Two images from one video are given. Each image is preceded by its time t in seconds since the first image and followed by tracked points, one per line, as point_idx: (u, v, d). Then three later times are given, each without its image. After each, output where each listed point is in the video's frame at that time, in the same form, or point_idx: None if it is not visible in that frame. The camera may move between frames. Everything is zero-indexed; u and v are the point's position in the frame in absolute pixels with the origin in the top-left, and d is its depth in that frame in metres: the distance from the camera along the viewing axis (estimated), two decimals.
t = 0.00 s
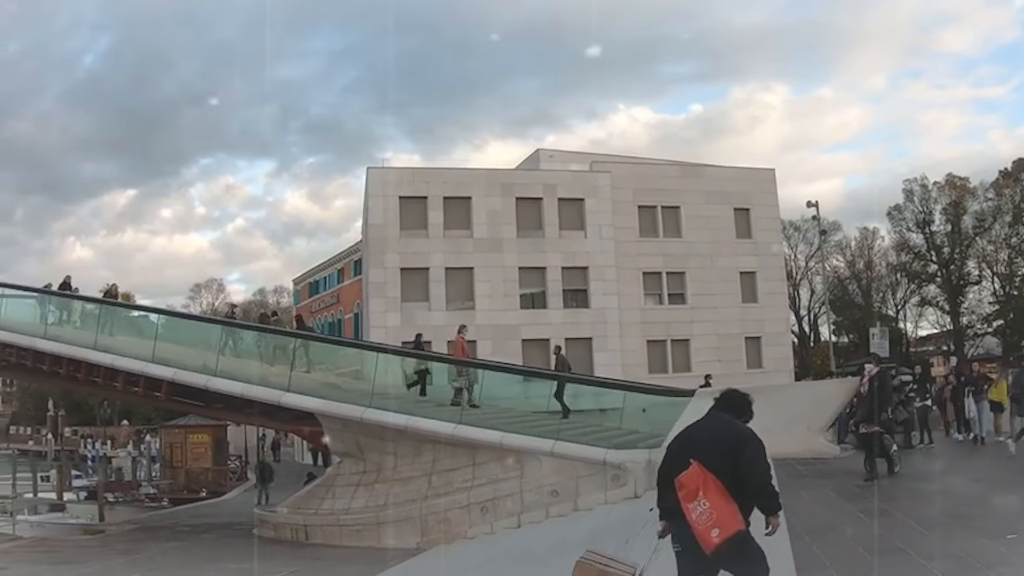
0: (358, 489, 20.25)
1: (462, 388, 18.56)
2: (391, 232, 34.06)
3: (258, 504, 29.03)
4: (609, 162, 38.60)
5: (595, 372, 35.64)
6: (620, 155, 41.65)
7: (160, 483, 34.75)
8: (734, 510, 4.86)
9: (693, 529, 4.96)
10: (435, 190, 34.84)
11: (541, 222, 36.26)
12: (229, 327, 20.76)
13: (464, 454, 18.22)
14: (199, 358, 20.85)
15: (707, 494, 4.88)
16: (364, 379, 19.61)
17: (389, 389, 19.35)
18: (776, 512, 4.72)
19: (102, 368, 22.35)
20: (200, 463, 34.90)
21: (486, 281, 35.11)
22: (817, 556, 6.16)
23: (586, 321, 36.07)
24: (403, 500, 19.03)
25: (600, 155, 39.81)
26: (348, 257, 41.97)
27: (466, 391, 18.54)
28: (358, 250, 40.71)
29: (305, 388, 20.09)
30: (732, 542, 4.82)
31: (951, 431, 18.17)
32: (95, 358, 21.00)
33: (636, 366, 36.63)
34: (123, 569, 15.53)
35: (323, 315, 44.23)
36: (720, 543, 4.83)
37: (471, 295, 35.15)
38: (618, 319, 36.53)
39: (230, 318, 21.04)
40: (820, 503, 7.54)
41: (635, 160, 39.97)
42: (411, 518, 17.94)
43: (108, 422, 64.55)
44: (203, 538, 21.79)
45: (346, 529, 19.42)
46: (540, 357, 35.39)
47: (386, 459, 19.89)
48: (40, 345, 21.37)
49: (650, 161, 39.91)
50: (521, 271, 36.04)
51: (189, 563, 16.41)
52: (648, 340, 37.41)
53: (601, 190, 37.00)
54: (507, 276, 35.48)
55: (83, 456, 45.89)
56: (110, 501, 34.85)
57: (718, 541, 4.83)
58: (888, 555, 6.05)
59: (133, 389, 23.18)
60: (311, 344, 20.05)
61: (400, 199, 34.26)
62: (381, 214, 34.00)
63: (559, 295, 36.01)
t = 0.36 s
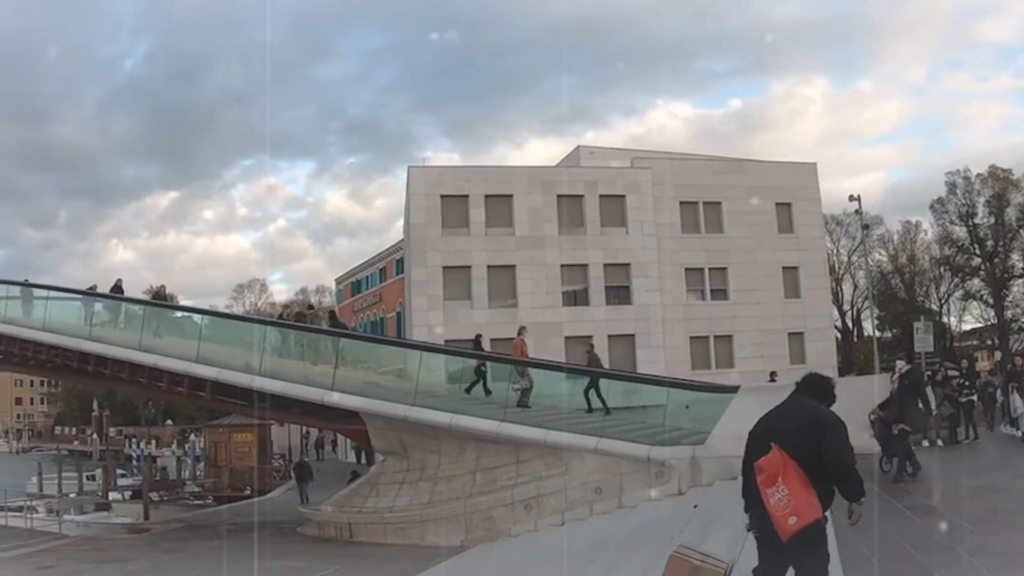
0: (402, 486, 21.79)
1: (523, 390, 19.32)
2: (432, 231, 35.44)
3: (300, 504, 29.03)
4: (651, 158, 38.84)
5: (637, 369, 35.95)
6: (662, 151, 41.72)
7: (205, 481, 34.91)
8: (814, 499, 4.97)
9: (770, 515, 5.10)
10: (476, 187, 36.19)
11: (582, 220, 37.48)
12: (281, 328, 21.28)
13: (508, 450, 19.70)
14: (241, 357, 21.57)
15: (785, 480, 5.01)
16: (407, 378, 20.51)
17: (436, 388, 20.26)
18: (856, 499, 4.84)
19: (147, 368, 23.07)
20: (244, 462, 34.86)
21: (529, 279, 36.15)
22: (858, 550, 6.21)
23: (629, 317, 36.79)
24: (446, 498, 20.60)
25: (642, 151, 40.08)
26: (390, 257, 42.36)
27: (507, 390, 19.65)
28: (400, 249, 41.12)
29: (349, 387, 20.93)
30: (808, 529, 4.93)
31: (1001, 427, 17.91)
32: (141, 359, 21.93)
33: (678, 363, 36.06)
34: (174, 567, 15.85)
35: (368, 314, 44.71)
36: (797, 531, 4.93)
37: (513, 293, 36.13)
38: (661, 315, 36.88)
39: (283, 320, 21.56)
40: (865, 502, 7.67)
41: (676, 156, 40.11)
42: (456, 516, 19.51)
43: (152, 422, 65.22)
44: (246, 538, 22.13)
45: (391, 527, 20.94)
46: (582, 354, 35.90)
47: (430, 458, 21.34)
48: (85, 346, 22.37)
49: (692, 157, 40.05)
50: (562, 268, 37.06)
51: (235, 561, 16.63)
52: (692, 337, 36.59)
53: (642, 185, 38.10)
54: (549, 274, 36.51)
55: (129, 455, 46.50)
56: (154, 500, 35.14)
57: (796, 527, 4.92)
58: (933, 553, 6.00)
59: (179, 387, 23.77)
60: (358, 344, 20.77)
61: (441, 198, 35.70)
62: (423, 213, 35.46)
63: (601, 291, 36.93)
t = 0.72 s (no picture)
0: (448, 484, 22.47)
1: (584, 390, 19.26)
2: (477, 228, 35.65)
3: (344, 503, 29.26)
4: (694, 154, 39.17)
5: (684, 365, 36.11)
6: (707, 147, 42.16)
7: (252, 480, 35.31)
8: (895, 484, 4.60)
9: (850, 506, 4.69)
10: (521, 185, 36.22)
11: (627, 216, 37.49)
12: (333, 327, 21.24)
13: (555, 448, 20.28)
14: (289, 357, 21.46)
15: (867, 468, 4.63)
16: (453, 375, 20.76)
17: (481, 385, 20.44)
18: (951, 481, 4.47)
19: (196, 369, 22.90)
20: (291, 460, 35.32)
21: (575, 276, 36.31)
22: (908, 548, 6.22)
23: (674, 315, 37.02)
24: (494, 495, 21.33)
25: (686, 148, 40.58)
26: (434, 256, 42.94)
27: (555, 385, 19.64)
28: (445, 248, 41.65)
29: (395, 385, 21.10)
30: (895, 516, 4.56)
31: None
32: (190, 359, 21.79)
33: (727, 359, 36.84)
34: (221, 565, 16.11)
35: (414, 313, 45.34)
36: (884, 518, 4.55)
37: (560, 291, 36.39)
38: (706, 312, 37.25)
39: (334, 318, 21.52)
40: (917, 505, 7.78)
41: (720, 151, 40.40)
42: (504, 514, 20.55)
43: (200, 421, 65.99)
44: (295, 535, 22.53)
45: (438, 525, 21.61)
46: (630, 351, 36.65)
47: (477, 455, 21.90)
48: (134, 347, 22.31)
49: (737, 152, 40.32)
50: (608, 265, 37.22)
51: (276, 559, 16.80)
52: (738, 333, 37.54)
53: (686, 181, 37.84)
54: (595, 270, 36.69)
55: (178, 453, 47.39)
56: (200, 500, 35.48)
57: (883, 515, 4.55)
58: (984, 549, 5.98)
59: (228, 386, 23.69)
60: (408, 342, 20.82)
61: (486, 195, 35.79)
62: (468, 210, 35.55)
63: (647, 288, 36.98)
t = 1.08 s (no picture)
0: (489, 482, 22.40)
1: (642, 389, 19.37)
2: (516, 226, 35.62)
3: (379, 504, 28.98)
4: (733, 149, 39.27)
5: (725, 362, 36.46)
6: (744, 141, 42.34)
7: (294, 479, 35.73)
8: (964, 478, 4.70)
9: (917, 500, 4.76)
10: (559, 182, 36.17)
11: (667, 213, 37.18)
12: (367, 326, 22.09)
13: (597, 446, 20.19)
14: (330, 356, 22.28)
15: (936, 461, 4.71)
16: (495, 374, 21.08)
17: (521, 383, 20.79)
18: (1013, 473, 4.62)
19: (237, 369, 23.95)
20: (333, 459, 35.49)
21: (614, 273, 36.25)
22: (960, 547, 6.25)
23: (716, 309, 36.81)
24: (535, 493, 21.30)
25: (724, 144, 40.75)
26: (471, 254, 42.73)
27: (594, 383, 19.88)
28: (483, 246, 41.72)
29: (437, 383, 21.49)
30: (965, 510, 4.60)
31: None
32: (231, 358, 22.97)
33: (768, 355, 37.12)
34: (260, 564, 16.24)
35: (452, 311, 45.35)
36: (954, 512, 4.60)
37: (599, 287, 36.39)
38: (747, 308, 37.25)
39: (369, 318, 22.31)
40: (980, 505, 8.11)
41: (759, 146, 40.50)
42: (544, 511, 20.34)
43: (240, 420, 66.95)
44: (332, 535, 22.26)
45: (479, 523, 21.55)
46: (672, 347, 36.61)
47: (518, 453, 21.85)
48: (177, 348, 23.53)
49: (776, 147, 40.41)
50: (647, 263, 36.90)
51: (319, 559, 16.66)
52: (778, 329, 37.77)
53: (726, 177, 37.76)
54: (635, 267, 36.51)
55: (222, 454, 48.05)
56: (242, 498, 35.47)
57: (952, 510, 4.60)
58: None
59: (269, 386, 24.60)
60: (446, 341, 21.32)
61: (526, 194, 35.84)
62: (506, 209, 35.53)
63: (687, 284, 36.82)
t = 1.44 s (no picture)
0: (530, 480, 22.53)
1: (698, 388, 19.24)
2: (556, 222, 36.41)
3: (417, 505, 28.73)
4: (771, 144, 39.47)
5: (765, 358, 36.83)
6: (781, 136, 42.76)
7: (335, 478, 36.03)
8: None
9: (989, 494, 5.61)
10: (599, 180, 36.96)
11: (706, 208, 37.63)
12: (399, 324, 22.20)
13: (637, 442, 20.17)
14: (370, 354, 22.42)
15: (1007, 461, 5.53)
16: (535, 371, 21.16)
17: (561, 380, 20.81)
18: None
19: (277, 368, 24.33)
20: (373, 457, 35.18)
21: (653, 269, 36.86)
22: None
23: (755, 306, 37.27)
24: (576, 490, 21.29)
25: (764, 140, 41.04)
26: (511, 251, 44.08)
27: (635, 378, 19.96)
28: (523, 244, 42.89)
29: (477, 381, 21.59)
30: None
31: None
32: (273, 357, 23.17)
33: (808, 350, 37.46)
34: (300, 561, 16.32)
35: (492, 308, 46.69)
36: None
37: (638, 284, 36.96)
38: (787, 304, 37.55)
39: (401, 316, 22.45)
40: None
41: (799, 141, 40.70)
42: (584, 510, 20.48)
43: (281, 418, 67.98)
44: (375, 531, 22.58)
45: (519, 520, 21.69)
46: (711, 343, 36.89)
47: (558, 450, 21.85)
48: (218, 347, 23.82)
49: (816, 141, 40.59)
50: (686, 257, 37.48)
51: (359, 555, 16.91)
52: (818, 324, 37.97)
53: (764, 172, 37.91)
54: (674, 263, 37.03)
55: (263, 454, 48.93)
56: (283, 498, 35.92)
57: None
58: None
59: (309, 385, 25.18)
60: (484, 338, 21.48)
61: (566, 190, 36.61)
62: (546, 206, 36.39)
63: (727, 280, 37.30)
